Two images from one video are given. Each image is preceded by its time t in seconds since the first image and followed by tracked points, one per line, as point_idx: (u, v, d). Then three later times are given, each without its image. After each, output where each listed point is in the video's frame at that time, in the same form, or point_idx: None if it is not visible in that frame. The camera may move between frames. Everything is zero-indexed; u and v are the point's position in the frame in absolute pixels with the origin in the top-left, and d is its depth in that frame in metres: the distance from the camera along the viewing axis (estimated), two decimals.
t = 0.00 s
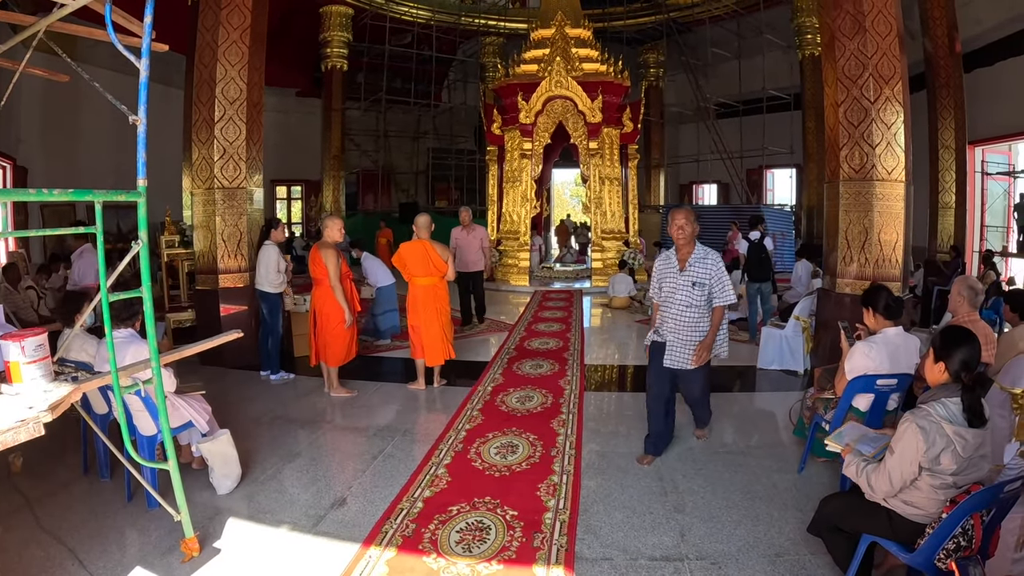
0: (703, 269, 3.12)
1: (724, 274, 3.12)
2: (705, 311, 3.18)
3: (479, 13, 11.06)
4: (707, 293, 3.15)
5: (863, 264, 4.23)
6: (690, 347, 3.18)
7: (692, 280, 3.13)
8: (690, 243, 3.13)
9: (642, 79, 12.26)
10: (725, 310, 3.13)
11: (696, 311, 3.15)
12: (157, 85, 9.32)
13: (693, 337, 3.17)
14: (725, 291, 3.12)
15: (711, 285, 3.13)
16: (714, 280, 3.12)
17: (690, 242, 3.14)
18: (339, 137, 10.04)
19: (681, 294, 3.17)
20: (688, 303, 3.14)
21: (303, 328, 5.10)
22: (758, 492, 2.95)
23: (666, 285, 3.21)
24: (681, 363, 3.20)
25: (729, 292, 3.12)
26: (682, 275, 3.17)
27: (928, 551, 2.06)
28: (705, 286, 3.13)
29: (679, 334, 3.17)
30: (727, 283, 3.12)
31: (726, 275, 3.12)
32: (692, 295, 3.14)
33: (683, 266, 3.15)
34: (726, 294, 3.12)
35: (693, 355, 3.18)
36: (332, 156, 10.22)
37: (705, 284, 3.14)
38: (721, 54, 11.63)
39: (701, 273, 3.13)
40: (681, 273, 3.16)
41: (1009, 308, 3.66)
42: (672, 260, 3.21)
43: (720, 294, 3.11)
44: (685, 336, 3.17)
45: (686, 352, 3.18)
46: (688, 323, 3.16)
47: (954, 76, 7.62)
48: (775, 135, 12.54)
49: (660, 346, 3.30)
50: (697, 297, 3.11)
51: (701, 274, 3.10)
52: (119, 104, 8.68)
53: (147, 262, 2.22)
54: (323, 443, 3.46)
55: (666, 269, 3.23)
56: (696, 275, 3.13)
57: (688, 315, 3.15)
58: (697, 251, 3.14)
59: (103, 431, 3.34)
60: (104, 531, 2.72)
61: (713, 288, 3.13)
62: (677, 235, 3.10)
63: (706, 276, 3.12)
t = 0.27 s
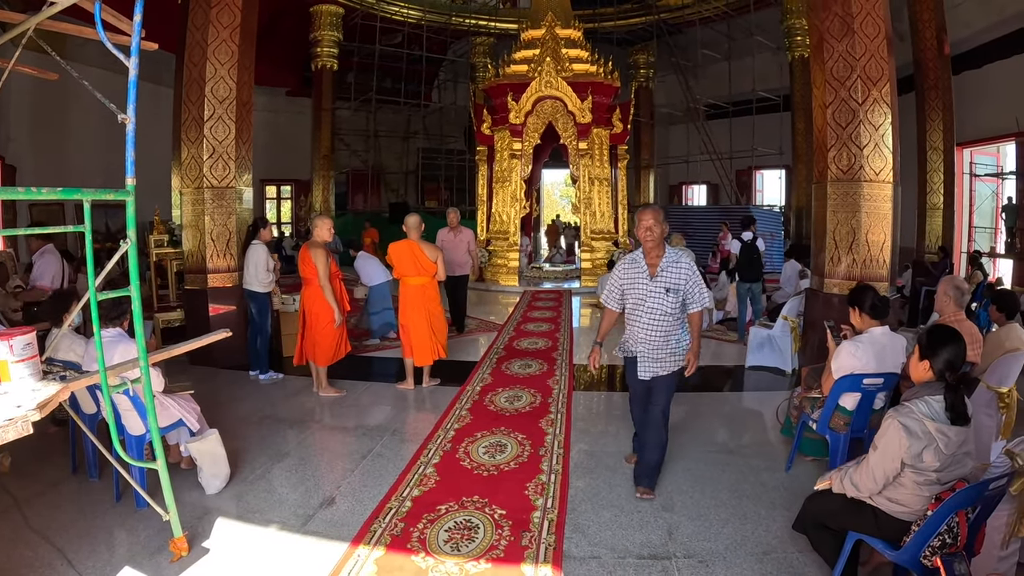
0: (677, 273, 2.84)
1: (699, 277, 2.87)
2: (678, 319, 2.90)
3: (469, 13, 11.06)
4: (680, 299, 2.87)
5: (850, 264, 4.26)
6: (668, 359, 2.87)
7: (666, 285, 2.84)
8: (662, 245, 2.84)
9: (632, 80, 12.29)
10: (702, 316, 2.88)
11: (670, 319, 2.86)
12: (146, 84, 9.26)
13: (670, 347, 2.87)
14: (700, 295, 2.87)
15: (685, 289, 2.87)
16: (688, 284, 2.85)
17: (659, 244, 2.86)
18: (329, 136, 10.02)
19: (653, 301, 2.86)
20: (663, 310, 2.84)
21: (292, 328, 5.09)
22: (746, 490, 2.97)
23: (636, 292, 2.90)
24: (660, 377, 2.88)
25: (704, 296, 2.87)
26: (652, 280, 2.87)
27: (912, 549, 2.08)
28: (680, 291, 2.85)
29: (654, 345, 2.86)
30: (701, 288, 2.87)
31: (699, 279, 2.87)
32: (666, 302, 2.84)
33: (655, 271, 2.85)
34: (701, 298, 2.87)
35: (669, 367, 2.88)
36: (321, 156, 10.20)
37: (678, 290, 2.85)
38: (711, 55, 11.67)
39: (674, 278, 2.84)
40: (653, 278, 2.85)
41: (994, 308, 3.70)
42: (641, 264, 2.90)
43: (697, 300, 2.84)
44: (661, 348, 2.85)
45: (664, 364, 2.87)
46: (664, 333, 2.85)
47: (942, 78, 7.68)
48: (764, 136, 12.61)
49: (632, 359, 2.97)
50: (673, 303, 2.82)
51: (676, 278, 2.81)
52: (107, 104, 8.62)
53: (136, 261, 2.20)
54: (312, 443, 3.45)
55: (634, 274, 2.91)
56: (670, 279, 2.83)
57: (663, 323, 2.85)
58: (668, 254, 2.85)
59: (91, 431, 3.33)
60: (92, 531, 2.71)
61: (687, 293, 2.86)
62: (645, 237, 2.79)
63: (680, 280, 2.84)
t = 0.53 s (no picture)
0: (650, 284, 2.65)
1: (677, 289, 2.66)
2: (651, 335, 2.70)
3: (458, 13, 11.05)
4: (654, 312, 2.68)
5: (836, 264, 4.29)
6: (636, 377, 2.66)
7: (637, 295, 2.66)
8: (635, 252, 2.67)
9: (620, 81, 12.33)
10: (680, 333, 2.65)
11: (642, 333, 2.67)
12: (133, 83, 9.21)
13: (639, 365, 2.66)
14: (679, 309, 2.66)
15: (661, 302, 2.67)
16: (664, 295, 2.66)
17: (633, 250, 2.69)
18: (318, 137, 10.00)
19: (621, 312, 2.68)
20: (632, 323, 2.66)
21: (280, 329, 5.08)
22: (731, 489, 2.99)
23: (604, 301, 2.73)
24: (625, 396, 2.67)
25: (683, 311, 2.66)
26: (624, 290, 2.69)
27: (897, 546, 2.10)
28: (654, 303, 2.66)
29: (621, 361, 2.67)
30: (680, 301, 2.66)
31: (678, 291, 2.67)
32: (637, 314, 2.65)
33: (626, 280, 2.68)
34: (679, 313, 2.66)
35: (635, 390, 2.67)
36: (310, 156, 10.18)
37: (651, 302, 2.66)
38: (700, 57, 11.70)
39: (647, 289, 2.66)
40: (624, 287, 2.68)
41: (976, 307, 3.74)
42: (613, 272, 2.73)
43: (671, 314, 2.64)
44: (630, 364, 2.66)
45: (631, 383, 2.67)
46: (632, 349, 2.66)
47: (927, 79, 7.75)
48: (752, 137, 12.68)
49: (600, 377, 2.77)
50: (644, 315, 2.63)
51: (649, 288, 2.63)
52: (95, 105, 8.56)
53: (122, 263, 2.20)
54: (300, 444, 3.45)
55: (605, 281, 2.75)
56: (642, 289, 2.65)
57: (632, 338, 2.66)
58: (643, 262, 2.68)
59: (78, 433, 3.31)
60: (78, 533, 2.70)
61: (663, 305, 2.66)
62: (616, 243, 2.64)
63: (653, 292, 2.65)
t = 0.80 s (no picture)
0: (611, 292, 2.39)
1: (642, 298, 2.37)
2: (618, 348, 2.43)
3: (447, 15, 11.06)
4: (620, 323, 2.41)
5: (822, 264, 4.32)
6: (594, 395, 2.43)
7: (595, 306, 2.40)
8: (596, 257, 2.42)
9: (609, 83, 12.37)
10: (644, 348, 2.37)
11: (602, 348, 2.41)
12: (121, 85, 9.16)
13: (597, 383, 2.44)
14: (644, 321, 2.36)
15: (626, 312, 2.39)
16: (628, 305, 2.38)
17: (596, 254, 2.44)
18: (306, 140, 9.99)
19: (579, 324, 2.44)
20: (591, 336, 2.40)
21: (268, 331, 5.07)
22: (718, 488, 3.01)
23: (565, 311, 2.49)
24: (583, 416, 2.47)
25: (649, 323, 2.35)
26: (584, 298, 2.44)
27: (882, 544, 2.11)
28: (615, 315, 2.40)
29: (577, 377, 2.45)
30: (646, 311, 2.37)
31: (645, 300, 2.37)
32: (596, 327, 2.41)
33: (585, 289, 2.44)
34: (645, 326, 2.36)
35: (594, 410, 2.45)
36: (298, 159, 10.15)
37: (614, 312, 2.40)
38: (687, 58, 11.75)
39: (609, 297, 2.40)
40: (583, 296, 2.44)
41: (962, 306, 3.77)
42: (575, 279, 2.48)
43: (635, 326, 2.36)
44: (587, 381, 2.44)
45: (589, 403, 2.44)
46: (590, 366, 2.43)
47: (914, 80, 7.81)
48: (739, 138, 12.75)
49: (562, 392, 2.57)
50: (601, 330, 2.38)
51: (608, 298, 2.37)
52: (82, 107, 8.51)
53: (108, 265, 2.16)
54: (289, 446, 3.45)
55: (566, 289, 2.51)
56: (600, 299, 2.40)
57: (590, 352, 2.42)
58: (605, 267, 2.42)
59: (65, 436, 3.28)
60: (64, 537, 2.68)
61: (627, 316, 2.39)
62: (575, 247, 2.41)
63: (616, 301, 2.39)
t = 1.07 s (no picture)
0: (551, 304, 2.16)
1: (588, 309, 2.15)
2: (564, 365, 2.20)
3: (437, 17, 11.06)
4: (565, 338, 2.18)
5: (812, 264, 4.34)
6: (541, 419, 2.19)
7: (536, 318, 2.17)
8: (534, 264, 2.19)
9: (599, 84, 12.40)
10: (593, 365, 2.15)
11: (544, 365, 2.19)
12: (110, 88, 9.12)
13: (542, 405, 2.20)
14: (592, 333, 2.15)
15: (569, 324, 2.18)
16: (572, 317, 2.16)
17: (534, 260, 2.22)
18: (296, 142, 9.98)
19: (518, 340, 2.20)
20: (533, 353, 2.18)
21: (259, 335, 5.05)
22: (708, 488, 3.02)
23: (503, 326, 2.26)
24: (526, 443, 2.22)
25: (598, 337, 2.15)
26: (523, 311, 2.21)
27: (871, 543, 2.12)
28: (559, 328, 2.17)
29: (521, 400, 2.21)
30: (594, 323, 2.15)
31: (591, 310, 2.15)
32: (536, 342, 2.18)
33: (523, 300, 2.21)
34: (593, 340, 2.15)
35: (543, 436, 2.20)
36: (289, 161, 10.12)
37: (557, 325, 2.17)
38: (677, 59, 11.79)
39: (548, 309, 2.16)
40: (522, 307, 2.21)
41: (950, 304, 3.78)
42: (512, 290, 2.26)
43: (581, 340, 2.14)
44: (529, 403, 2.21)
45: (536, 427, 2.20)
46: (532, 386, 2.20)
47: (903, 81, 7.86)
48: (729, 140, 12.80)
49: (501, 416, 2.33)
50: (542, 344, 2.15)
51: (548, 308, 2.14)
52: (71, 110, 8.47)
53: (96, 268, 2.14)
54: (279, 450, 3.44)
55: (505, 301, 2.28)
56: (541, 310, 2.17)
57: (533, 370, 2.19)
58: (545, 275, 2.19)
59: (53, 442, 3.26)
60: (53, 542, 2.67)
61: (571, 329, 2.17)
62: (509, 254, 2.18)
63: (558, 313, 2.16)
